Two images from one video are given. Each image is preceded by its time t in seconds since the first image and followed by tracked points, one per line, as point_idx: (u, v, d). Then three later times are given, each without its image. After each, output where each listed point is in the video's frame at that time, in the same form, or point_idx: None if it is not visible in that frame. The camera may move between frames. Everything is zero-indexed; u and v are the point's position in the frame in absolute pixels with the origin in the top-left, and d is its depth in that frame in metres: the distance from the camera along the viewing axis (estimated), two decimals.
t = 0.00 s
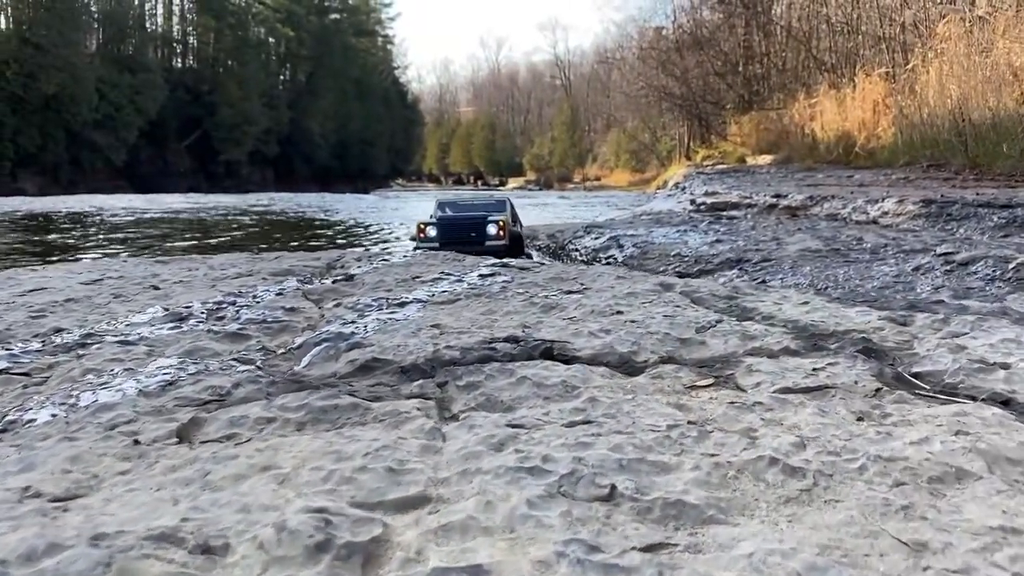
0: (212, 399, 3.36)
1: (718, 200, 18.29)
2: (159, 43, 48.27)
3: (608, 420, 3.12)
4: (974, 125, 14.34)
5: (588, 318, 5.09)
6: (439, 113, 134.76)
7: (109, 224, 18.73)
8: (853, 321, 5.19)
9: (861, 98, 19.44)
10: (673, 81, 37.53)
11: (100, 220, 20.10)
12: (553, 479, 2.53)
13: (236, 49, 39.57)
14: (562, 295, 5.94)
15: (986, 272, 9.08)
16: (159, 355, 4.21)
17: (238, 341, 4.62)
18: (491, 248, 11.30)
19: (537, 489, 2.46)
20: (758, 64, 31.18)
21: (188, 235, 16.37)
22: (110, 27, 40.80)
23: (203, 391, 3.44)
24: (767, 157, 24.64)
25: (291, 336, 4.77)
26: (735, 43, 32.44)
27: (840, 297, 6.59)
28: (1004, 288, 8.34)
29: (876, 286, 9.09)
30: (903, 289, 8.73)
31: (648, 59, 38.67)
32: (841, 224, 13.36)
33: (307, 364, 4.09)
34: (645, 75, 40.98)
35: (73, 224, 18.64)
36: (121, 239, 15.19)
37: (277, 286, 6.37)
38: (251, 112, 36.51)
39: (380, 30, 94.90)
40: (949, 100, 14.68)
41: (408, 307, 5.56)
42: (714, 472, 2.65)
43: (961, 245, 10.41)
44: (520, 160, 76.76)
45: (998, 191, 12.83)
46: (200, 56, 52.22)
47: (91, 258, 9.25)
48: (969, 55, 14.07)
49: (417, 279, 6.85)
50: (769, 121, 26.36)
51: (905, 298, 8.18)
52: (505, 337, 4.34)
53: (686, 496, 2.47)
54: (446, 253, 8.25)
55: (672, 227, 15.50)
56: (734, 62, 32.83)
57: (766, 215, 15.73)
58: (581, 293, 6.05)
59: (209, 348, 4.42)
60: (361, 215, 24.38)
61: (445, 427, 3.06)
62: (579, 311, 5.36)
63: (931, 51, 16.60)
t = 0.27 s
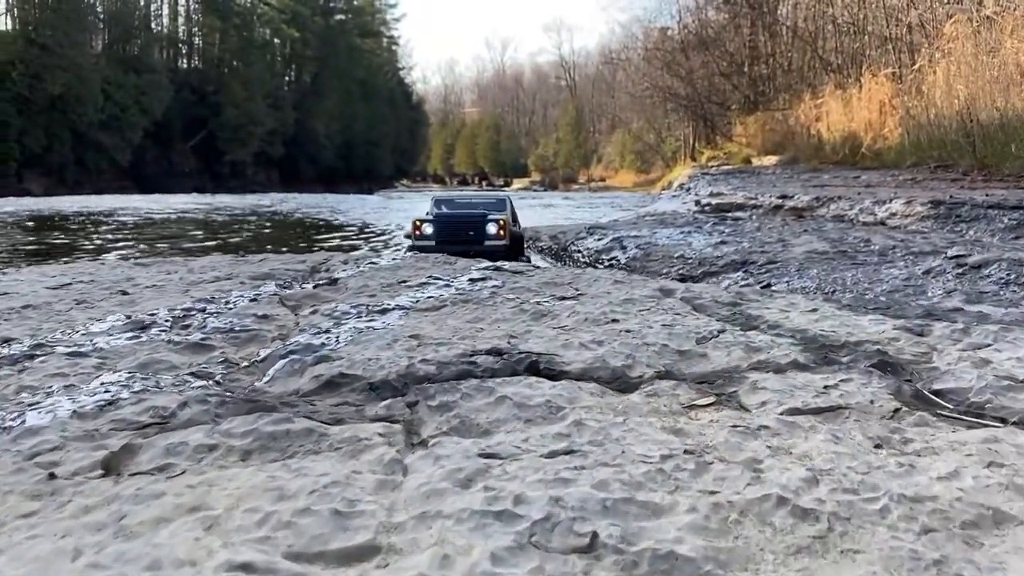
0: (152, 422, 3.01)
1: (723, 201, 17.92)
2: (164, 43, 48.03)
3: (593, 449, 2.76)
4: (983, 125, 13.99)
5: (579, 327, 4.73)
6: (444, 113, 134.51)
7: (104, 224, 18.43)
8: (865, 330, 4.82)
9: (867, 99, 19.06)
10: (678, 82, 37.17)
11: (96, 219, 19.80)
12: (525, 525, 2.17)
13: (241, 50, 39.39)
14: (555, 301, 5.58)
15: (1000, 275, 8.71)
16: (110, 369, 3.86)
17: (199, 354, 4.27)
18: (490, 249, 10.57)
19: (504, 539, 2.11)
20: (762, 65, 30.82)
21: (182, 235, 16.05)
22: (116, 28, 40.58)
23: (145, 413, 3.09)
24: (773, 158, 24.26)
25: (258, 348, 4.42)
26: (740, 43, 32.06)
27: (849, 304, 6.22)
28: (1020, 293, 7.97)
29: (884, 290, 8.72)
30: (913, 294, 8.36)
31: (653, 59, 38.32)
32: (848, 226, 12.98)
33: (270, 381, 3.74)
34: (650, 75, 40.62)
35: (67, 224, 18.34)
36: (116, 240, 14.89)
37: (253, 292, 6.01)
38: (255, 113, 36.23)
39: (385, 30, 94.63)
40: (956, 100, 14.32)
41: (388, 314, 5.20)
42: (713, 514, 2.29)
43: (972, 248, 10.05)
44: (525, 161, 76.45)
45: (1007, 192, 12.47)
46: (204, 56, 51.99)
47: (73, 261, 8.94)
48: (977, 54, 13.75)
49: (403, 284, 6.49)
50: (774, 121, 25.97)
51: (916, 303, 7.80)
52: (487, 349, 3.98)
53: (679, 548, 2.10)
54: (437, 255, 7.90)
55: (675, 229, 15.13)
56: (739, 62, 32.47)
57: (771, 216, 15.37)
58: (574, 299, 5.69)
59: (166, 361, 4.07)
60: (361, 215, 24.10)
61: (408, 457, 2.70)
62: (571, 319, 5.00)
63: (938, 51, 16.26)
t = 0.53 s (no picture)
0: (82, 453, 2.68)
1: (728, 202, 17.57)
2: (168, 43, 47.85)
3: (575, 491, 2.43)
4: (989, 126, 13.64)
5: (570, 340, 4.39)
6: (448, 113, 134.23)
7: (99, 224, 18.15)
8: (876, 344, 4.49)
9: (872, 99, 18.59)
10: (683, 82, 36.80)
11: (92, 219, 19.53)
12: None
13: (247, 51, 39.29)
14: (545, 311, 5.25)
15: (1013, 280, 8.36)
16: (52, 389, 3.54)
17: (156, 370, 3.93)
18: (487, 247, 10.02)
19: None
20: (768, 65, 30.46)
21: (178, 236, 15.76)
22: (121, 29, 40.42)
23: (74, 443, 2.76)
24: (778, 158, 23.89)
25: (222, 363, 4.10)
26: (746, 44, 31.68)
27: (859, 312, 5.87)
28: None
29: (893, 296, 8.39)
30: (924, 299, 8.02)
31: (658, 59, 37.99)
32: (854, 228, 12.63)
33: (228, 402, 3.41)
34: (655, 75, 40.25)
35: (61, 224, 18.06)
36: (110, 241, 14.61)
37: (228, 300, 5.67)
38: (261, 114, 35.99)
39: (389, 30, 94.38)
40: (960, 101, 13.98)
41: (367, 325, 4.86)
42: None
43: (984, 251, 9.70)
44: (529, 162, 76.13)
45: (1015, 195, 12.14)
46: (207, 56, 51.76)
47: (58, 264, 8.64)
48: (982, 54, 13.49)
49: (388, 290, 6.14)
50: (779, 122, 25.59)
51: (926, 311, 7.45)
52: (467, 367, 3.64)
53: None
54: (427, 260, 7.56)
55: (678, 231, 14.77)
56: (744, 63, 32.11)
57: (776, 218, 15.03)
58: (567, 308, 5.34)
59: (119, 380, 3.75)
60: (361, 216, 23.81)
61: (363, 500, 2.36)
62: (562, 331, 4.65)
63: (944, 51, 15.92)
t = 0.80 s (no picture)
0: None
1: (732, 203, 17.20)
2: (175, 44, 47.74)
3: (544, 547, 2.08)
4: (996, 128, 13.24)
5: (556, 355, 4.03)
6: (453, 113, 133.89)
7: (97, 224, 17.92)
8: (889, 359, 4.12)
9: (878, 100, 18.26)
10: (689, 82, 36.42)
11: (90, 219, 19.31)
12: None
13: (253, 52, 39.22)
14: (533, 321, 4.89)
15: None
16: None
17: (101, 389, 3.60)
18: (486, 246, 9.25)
19: None
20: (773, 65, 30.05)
21: (176, 237, 15.50)
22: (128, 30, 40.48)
23: None
24: (784, 159, 23.51)
25: (174, 381, 3.76)
26: (751, 43, 31.18)
27: (871, 321, 5.49)
28: None
29: (903, 301, 8.01)
30: (937, 305, 7.64)
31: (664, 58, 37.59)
32: (861, 229, 12.26)
33: (171, 429, 3.08)
34: (661, 75, 39.86)
35: (56, 224, 17.80)
36: (106, 241, 14.36)
37: (198, 308, 5.33)
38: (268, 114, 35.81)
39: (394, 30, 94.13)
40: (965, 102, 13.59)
41: (339, 337, 4.52)
42: None
43: (997, 254, 9.31)
44: (534, 162, 75.76)
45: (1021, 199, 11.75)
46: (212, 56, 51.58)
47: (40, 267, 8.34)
48: (990, 54, 12.91)
49: (369, 298, 5.78)
50: (785, 122, 25.17)
51: (939, 318, 7.08)
52: (438, 388, 3.29)
53: None
54: (416, 264, 7.21)
55: (682, 232, 14.41)
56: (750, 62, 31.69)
57: (782, 219, 14.65)
58: (557, 319, 4.98)
59: (57, 400, 3.42)
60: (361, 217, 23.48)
61: (295, 559, 2.02)
62: (548, 346, 4.30)
63: (951, 51, 15.39)
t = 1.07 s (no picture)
0: None
1: (738, 203, 16.91)
2: (182, 44, 47.62)
3: None
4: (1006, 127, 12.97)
5: (546, 366, 3.75)
6: (458, 112, 133.57)
7: (100, 224, 17.69)
8: (904, 370, 3.83)
9: (885, 100, 17.99)
10: (695, 82, 36.11)
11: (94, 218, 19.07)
12: None
13: (258, 51, 39.18)
14: (525, 328, 4.62)
15: None
16: None
17: (53, 403, 3.34)
18: (491, 244, 8.91)
19: None
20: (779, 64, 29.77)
21: (182, 237, 15.25)
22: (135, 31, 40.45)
23: None
24: (790, 158, 23.19)
25: (133, 394, 3.48)
26: (758, 43, 30.80)
27: (883, 327, 5.20)
28: None
29: (913, 303, 7.73)
30: (948, 308, 7.36)
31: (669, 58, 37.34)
32: (868, 230, 11.97)
33: (120, 449, 2.81)
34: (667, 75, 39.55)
35: (56, 223, 17.58)
36: (110, 241, 14.13)
37: (173, 313, 5.08)
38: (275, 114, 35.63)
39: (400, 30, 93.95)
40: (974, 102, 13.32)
41: (317, 344, 4.24)
42: None
43: (1009, 255, 9.02)
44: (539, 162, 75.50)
45: None
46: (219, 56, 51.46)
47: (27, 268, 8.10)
48: (1001, 52, 12.65)
49: (354, 302, 5.51)
50: (791, 122, 24.85)
51: (950, 322, 6.79)
52: (413, 404, 3.03)
53: None
54: (408, 266, 6.94)
55: (686, 232, 14.12)
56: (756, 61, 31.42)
57: (788, 219, 14.36)
58: (550, 325, 4.70)
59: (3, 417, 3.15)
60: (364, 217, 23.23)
61: None
62: (538, 355, 4.02)
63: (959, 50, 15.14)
